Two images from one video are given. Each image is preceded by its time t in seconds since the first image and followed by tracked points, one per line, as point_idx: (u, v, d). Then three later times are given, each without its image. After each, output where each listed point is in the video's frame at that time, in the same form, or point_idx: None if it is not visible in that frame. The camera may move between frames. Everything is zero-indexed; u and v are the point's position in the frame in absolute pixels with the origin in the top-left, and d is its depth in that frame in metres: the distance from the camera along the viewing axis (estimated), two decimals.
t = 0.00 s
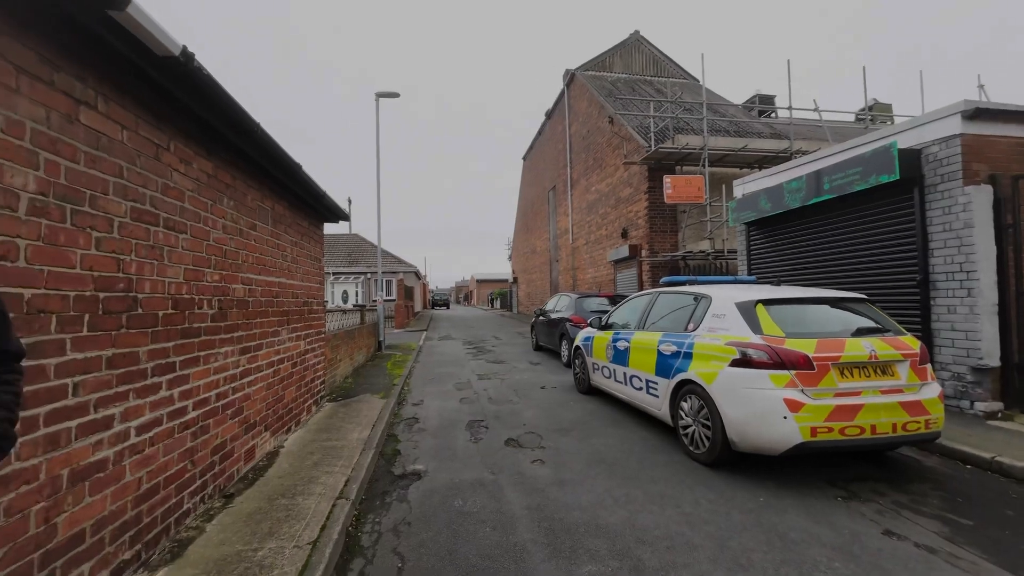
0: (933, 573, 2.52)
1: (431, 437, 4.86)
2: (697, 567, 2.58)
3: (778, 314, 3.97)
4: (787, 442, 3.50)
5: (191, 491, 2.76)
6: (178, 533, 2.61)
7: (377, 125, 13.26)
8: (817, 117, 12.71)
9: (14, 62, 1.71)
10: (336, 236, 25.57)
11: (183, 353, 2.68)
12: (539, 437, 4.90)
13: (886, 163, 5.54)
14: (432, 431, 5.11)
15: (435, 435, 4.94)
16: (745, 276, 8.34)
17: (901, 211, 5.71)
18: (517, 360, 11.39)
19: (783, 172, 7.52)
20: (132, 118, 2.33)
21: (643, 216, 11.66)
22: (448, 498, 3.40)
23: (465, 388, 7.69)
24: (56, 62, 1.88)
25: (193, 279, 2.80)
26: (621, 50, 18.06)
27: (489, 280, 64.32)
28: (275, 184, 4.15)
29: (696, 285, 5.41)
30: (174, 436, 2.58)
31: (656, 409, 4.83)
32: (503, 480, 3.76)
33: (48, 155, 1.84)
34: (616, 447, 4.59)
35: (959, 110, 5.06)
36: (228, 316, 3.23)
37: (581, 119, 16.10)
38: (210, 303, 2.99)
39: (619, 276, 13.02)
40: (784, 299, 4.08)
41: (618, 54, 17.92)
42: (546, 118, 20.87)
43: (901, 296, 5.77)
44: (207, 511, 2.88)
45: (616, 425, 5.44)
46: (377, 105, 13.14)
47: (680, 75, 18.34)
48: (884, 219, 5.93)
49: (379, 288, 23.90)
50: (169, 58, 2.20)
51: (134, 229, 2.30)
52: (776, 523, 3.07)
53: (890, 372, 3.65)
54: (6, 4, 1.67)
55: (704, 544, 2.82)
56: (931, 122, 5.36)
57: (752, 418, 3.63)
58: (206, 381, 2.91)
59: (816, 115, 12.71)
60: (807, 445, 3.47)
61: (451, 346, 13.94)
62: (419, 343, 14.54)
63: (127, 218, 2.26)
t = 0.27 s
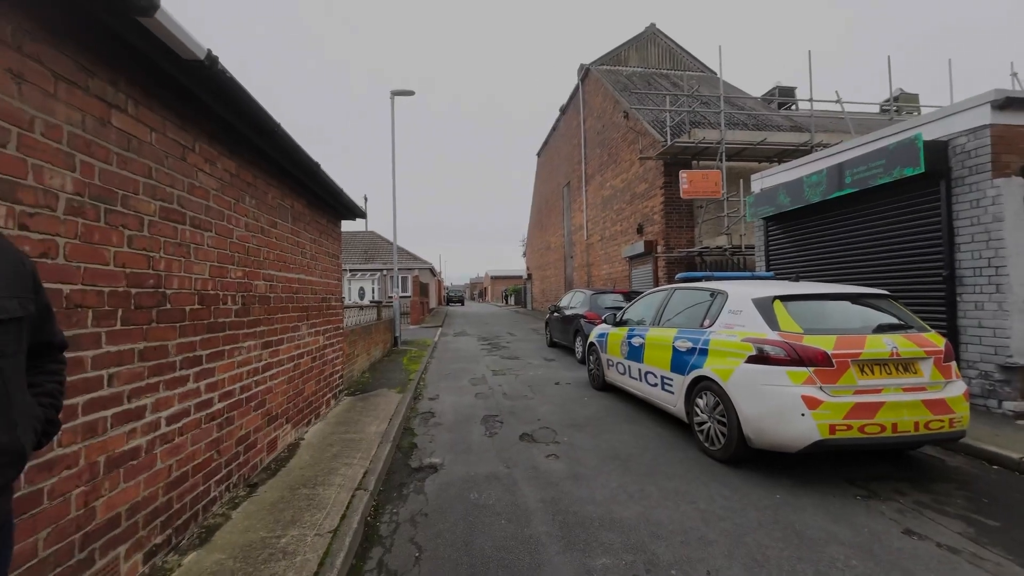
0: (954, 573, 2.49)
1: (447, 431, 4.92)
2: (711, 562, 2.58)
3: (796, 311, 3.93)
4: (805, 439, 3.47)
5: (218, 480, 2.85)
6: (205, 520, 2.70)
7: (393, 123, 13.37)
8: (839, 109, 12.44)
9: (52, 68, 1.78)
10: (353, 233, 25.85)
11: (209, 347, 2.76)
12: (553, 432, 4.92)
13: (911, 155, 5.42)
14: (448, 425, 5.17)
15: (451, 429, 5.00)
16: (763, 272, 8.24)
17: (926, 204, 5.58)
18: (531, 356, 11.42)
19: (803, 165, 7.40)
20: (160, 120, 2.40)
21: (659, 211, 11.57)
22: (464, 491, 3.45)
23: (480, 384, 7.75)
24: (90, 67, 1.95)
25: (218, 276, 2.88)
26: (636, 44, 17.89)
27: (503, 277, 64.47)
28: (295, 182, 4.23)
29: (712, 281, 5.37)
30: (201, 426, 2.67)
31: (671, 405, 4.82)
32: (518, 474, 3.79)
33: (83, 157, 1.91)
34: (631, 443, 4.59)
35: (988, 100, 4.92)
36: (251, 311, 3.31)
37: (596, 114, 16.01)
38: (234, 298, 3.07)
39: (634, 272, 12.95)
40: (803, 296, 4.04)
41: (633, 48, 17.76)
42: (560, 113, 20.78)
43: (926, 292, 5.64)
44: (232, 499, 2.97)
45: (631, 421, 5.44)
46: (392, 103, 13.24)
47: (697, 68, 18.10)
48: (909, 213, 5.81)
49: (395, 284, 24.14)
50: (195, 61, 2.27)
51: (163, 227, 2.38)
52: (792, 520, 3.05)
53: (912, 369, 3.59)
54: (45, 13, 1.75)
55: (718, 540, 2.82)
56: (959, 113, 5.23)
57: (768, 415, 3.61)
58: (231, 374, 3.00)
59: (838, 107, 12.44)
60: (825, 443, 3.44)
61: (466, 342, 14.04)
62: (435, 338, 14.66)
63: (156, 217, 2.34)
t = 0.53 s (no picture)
0: (965, 566, 2.49)
1: (457, 425, 4.97)
2: (720, 553, 2.61)
3: (805, 306, 3.93)
4: (814, 433, 3.48)
5: (237, 470, 2.91)
6: (226, 508, 2.76)
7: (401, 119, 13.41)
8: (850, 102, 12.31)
9: (81, 69, 1.83)
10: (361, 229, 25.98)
11: (228, 340, 2.82)
12: (562, 426, 4.96)
13: (924, 149, 5.37)
14: (457, 418, 5.23)
15: (460, 423, 5.05)
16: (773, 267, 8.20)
17: (940, 198, 5.53)
18: (539, 352, 11.45)
19: (814, 160, 7.35)
20: (181, 118, 2.45)
21: (667, 207, 11.53)
22: (476, 483, 3.49)
23: (488, 378, 7.80)
24: (115, 67, 2.00)
25: (236, 271, 2.94)
26: (644, 38, 17.78)
27: (510, 272, 64.51)
28: (308, 179, 4.28)
29: (721, 276, 5.36)
30: (221, 418, 2.73)
31: (680, 400, 4.83)
32: (528, 466, 3.83)
33: (110, 156, 1.96)
34: (639, 437, 4.62)
35: (1005, 93, 4.87)
36: (267, 306, 3.37)
37: (603, 109, 15.94)
38: (251, 293, 3.13)
39: (642, 268, 12.92)
40: (812, 291, 4.03)
41: (641, 42, 17.65)
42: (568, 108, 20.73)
43: (939, 286, 5.60)
44: (251, 489, 3.04)
45: (639, 415, 5.46)
46: (400, 99, 13.28)
47: (706, 62, 17.96)
48: (922, 207, 5.76)
49: (403, 280, 24.25)
50: (215, 61, 2.31)
51: (185, 223, 2.43)
52: (802, 513, 3.07)
53: (924, 364, 3.57)
54: (74, 16, 1.79)
55: (727, 532, 2.84)
56: (974, 105, 5.17)
57: (778, 409, 3.62)
58: (249, 367, 3.06)
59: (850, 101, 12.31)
60: (835, 437, 3.45)
61: (474, 338, 14.09)
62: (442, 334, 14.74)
63: (178, 214, 2.39)
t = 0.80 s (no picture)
0: (953, 556, 2.53)
1: (453, 419, 4.99)
2: (713, 544, 2.64)
3: (799, 301, 3.96)
4: (807, 427, 3.51)
5: (234, 465, 2.92)
6: (223, 503, 2.78)
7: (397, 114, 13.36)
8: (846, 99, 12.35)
9: (75, 63, 1.83)
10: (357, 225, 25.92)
11: (225, 335, 2.82)
12: (558, 420, 4.99)
13: (918, 145, 5.40)
14: (454, 413, 5.25)
15: (456, 417, 5.07)
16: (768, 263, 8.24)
17: (933, 194, 5.56)
18: (536, 347, 11.48)
19: (809, 156, 7.37)
20: (176, 113, 2.44)
21: (663, 203, 11.55)
22: (472, 476, 3.51)
23: (485, 374, 7.82)
24: (110, 61, 2.00)
25: (232, 266, 2.94)
26: (641, 33, 17.75)
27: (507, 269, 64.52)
28: (304, 175, 4.28)
29: (716, 271, 5.39)
30: (218, 413, 2.74)
31: (675, 394, 4.86)
32: (523, 460, 3.86)
33: (105, 151, 1.96)
34: (634, 431, 4.65)
35: (998, 90, 4.89)
36: (263, 302, 3.37)
37: (600, 105, 15.93)
38: (247, 289, 3.13)
39: (639, 264, 12.95)
40: (806, 286, 4.06)
41: (638, 37, 17.62)
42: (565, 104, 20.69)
43: (932, 282, 5.64)
44: (248, 483, 3.05)
45: (635, 410, 5.50)
46: (397, 94, 13.23)
47: (703, 58, 17.95)
48: (916, 203, 5.79)
49: (400, 276, 24.21)
50: (210, 56, 2.31)
51: (180, 219, 2.43)
52: (794, 505, 3.10)
53: (914, 358, 3.61)
54: (67, 9, 1.78)
55: (720, 523, 2.87)
56: (968, 102, 5.20)
57: (771, 403, 3.65)
58: (246, 362, 3.07)
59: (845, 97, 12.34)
60: (827, 430, 3.48)
61: (471, 334, 14.11)
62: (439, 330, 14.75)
63: (174, 209, 2.39)
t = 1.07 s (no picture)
0: (925, 547, 2.60)
1: (440, 417, 4.99)
2: (694, 539, 2.68)
3: (780, 298, 4.01)
4: (787, 422, 3.57)
5: (213, 465, 2.90)
6: (201, 504, 2.75)
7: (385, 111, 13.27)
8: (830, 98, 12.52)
9: (39, 54, 1.79)
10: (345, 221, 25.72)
11: (202, 334, 2.79)
12: (544, 417, 5.01)
13: (896, 145, 5.50)
14: (440, 411, 5.25)
15: (443, 415, 5.08)
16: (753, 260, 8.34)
17: (911, 194, 5.67)
18: (524, 345, 11.50)
19: (792, 155, 7.47)
20: (150, 107, 2.40)
21: (651, 200, 11.62)
22: (456, 474, 3.52)
23: (473, 371, 7.82)
24: (78, 54, 1.96)
25: (210, 264, 2.91)
26: (630, 31, 17.80)
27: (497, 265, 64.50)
28: (286, 171, 4.24)
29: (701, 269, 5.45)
30: (195, 413, 2.71)
31: (659, 391, 4.91)
32: (509, 458, 3.88)
33: (73, 144, 1.93)
34: (619, 427, 4.69)
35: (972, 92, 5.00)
36: (243, 300, 3.34)
37: (588, 102, 15.96)
38: (226, 286, 3.10)
39: (626, 261, 13.03)
40: (787, 284, 4.12)
41: (626, 35, 17.67)
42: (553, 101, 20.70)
43: (909, 280, 5.75)
44: (228, 484, 3.03)
45: (620, 406, 5.54)
46: (384, 90, 13.14)
47: (690, 56, 18.06)
48: (894, 202, 5.90)
49: (388, 274, 24.09)
50: (184, 48, 2.28)
51: (154, 215, 2.40)
52: (773, 500, 3.16)
53: (891, 354, 3.69)
54: None
55: (701, 518, 2.92)
56: (944, 103, 5.30)
57: (752, 399, 3.71)
58: (225, 361, 3.04)
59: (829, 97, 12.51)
60: (806, 425, 3.55)
61: (459, 331, 14.10)
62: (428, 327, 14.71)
63: (147, 204, 2.35)
